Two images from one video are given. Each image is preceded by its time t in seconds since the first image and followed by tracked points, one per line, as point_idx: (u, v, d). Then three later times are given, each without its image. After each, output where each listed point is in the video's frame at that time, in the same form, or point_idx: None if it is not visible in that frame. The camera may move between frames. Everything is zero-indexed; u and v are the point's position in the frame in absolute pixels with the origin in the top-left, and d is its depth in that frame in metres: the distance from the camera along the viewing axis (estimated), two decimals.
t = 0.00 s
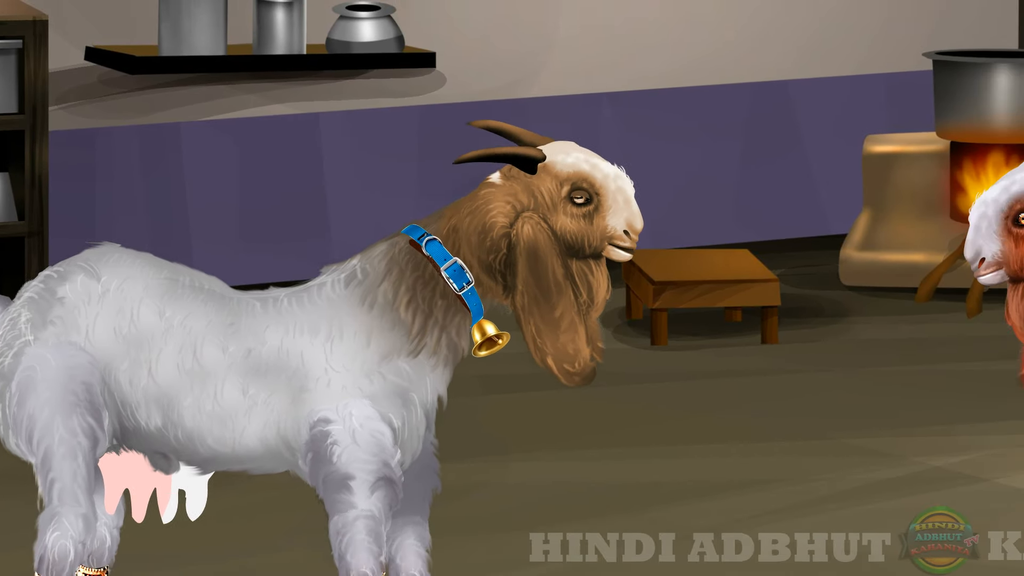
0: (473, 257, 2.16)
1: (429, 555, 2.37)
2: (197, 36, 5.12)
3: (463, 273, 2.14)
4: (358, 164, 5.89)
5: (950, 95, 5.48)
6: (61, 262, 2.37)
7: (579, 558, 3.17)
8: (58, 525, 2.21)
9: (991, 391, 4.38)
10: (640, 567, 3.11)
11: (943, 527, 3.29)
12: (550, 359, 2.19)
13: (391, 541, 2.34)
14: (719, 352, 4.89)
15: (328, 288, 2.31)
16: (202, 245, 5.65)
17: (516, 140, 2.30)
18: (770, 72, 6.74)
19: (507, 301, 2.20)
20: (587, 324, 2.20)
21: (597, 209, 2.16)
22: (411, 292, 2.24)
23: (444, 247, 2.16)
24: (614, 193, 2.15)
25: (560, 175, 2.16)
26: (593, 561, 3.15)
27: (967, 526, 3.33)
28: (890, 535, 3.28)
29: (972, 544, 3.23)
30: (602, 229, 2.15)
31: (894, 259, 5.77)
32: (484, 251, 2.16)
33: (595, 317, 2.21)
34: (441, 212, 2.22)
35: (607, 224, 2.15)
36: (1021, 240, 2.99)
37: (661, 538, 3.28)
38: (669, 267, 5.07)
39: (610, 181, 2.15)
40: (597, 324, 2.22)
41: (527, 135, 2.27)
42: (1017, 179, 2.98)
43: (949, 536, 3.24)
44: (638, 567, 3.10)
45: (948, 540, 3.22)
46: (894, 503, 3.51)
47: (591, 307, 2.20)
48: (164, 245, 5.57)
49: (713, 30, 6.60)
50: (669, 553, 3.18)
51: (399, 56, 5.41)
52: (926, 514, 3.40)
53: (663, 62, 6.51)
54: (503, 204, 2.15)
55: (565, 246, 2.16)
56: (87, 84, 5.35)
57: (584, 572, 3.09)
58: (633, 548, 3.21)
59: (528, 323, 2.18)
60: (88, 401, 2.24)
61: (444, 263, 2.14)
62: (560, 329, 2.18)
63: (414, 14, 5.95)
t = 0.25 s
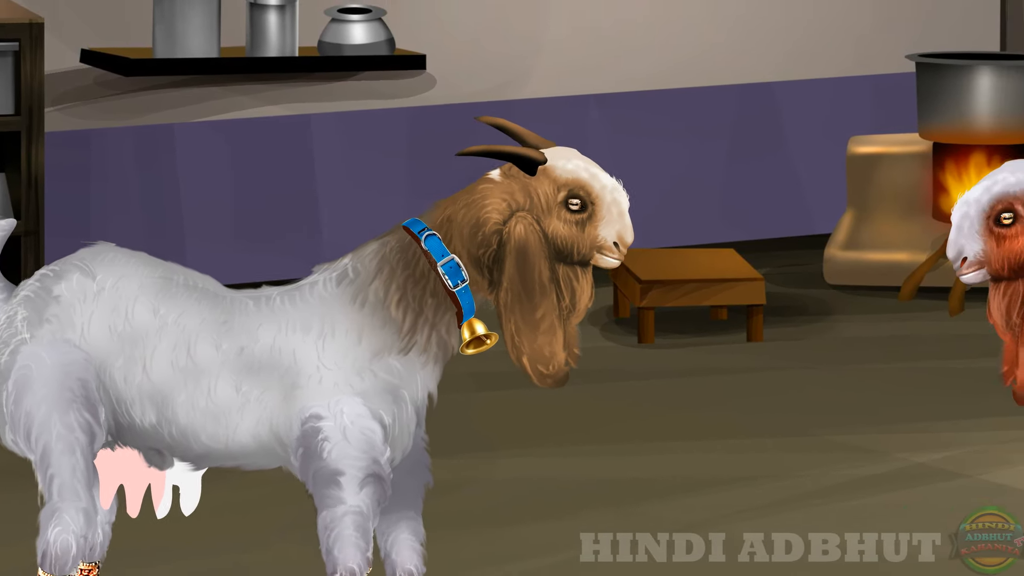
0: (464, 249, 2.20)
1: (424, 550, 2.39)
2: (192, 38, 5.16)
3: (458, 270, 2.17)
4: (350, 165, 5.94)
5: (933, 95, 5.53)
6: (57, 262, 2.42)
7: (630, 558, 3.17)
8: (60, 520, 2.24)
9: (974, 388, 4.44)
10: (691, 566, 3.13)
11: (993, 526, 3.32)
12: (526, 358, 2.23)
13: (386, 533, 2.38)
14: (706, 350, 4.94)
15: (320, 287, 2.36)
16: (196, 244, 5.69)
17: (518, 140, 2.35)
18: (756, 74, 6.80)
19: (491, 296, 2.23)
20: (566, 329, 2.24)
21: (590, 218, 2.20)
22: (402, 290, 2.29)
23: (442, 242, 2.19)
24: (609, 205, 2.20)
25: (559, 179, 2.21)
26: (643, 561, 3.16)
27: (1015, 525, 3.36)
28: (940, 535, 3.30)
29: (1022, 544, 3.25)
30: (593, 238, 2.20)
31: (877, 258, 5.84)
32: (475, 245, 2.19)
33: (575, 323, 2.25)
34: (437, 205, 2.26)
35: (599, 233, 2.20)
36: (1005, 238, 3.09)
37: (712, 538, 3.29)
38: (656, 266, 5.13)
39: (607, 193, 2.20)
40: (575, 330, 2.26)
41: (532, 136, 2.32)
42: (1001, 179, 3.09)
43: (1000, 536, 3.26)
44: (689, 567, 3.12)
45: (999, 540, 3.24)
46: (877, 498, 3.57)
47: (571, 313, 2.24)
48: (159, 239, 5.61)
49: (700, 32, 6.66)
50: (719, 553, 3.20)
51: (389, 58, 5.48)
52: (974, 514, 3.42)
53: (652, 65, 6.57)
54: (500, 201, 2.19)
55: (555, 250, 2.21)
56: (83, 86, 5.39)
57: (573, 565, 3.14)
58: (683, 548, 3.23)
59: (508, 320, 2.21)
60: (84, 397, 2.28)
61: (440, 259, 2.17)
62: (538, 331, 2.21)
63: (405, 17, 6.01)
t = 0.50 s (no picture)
0: (453, 248, 2.24)
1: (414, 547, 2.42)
2: (185, 41, 5.21)
3: (448, 269, 2.22)
4: (342, 166, 5.99)
5: (915, 96, 5.60)
6: (52, 260, 2.46)
7: (680, 558, 3.19)
8: (55, 515, 2.28)
9: (956, 384, 4.51)
10: (743, 567, 3.15)
11: None
12: (515, 356, 2.28)
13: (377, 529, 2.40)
14: (692, 348, 5.00)
15: (312, 285, 2.40)
16: (190, 243, 5.74)
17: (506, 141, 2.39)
18: (742, 75, 6.86)
19: (480, 294, 2.28)
20: (554, 326, 2.30)
21: (578, 218, 2.26)
22: (392, 289, 2.34)
23: (432, 242, 2.23)
24: (596, 205, 2.25)
25: (547, 180, 2.26)
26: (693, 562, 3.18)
27: None
28: (990, 535, 3.33)
29: None
30: (580, 238, 2.26)
31: (861, 257, 5.89)
32: (464, 244, 2.23)
33: (563, 321, 2.31)
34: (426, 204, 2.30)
35: (587, 233, 2.25)
36: (995, 227, 2.78)
37: (761, 538, 3.32)
38: (643, 265, 5.18)
39: (594, 193, 2.25)
40: (563, 328, 2.32)
41: (521, 137, 2.36)
42: (1000, 168, 2.80)
43: None
44: (742, 567, 3.14)
45: None
46: (860, 493, 3.63)
47: (560, 311, 2.30)
48: (152, 236, 5.66)
49: (686, 34, 6.71)
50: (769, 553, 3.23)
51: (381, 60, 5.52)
52: None
53: (639, 67, 6.63)
54: (489, 201, 2.24)
55: (543, 249, 2.26)
56: (77, 87, 5.42)
57: (563, 560, 3.20)
58: (733, 549, 3.25)
59: (497, 318, 2.27)
60: (79, 395, 2.32)
61: (430, 258, 2.21)
62: (526, 329, 2.27)
63: (396, 19, 6.05)
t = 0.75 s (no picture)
0: (442, 254, 2.30)
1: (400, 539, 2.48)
2: (179, 44, 5.25)
3: (432, 269, 2.28)
4: (334, 168, 6.04)
5: (897, 96, 5.66)
6: (48, 258, 2.49)
7: (730, 558, 3.22)
8: (46, 510, 2.36)
9: (938, 382, 4.57)
10: (794, 566, 3.17)
11: None
12: (516, 351, 2.33)
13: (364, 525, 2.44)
14: (678, 346, 5.06)
15: (304, 284, 2.45)
16: (182, 241, 5.79)
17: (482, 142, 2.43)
18: (728, 77, 6.92)
19: (475, 296, 2.34)
20: (550, 318, 2.35)
21: (561, 209, 2.30)
22: (383, 288, 2.40)
23: (413, 245, 2.29)
24: (577, 193, 2.29)
25: (525, 176, 2.30)
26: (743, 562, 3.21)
27: None
28: None
29: None
30: (565, 228, 2.30)
31: (845, 256, 5.95)
32: (452, 249, 2.29)
33: (559, 312, 2.36)
34: (410, 211, 2.36)
35: (571, 223, 2.30)
36: (983, 221, 2.99)
37: (812, 538, 3.34)
38: (630, 264, 5.24)
39: (573, 182, 2.30)
40: (559, 318, 2.37)
41: (494, 138, 2.40)
42: (994, 165, 2.99)
43: None
44: (792, 567, 3.17)
45: None
46: (843, 489, 3.69)
47: (554, 303, 2.35)
48: (147, 236, 5.71)
49: (672, 37, 6.77)
50: (819, 553, 3.25)
51: (371, 62, 5.58)
52: None
53: (627, 69, 6.69)
54: (471, 203, 2.29)
55: (529, 244, 2.31)
56: (73, 89, 5.49)
57: (551, 554, 3.26)
58: (783, 548, 3.28)
59: (494, 316, 2.32)
60: (74, 392, 2.37)
61: (414, 260, 2.27)
62: (524, 323, 2.32)
63: (386, 21, 6.11)
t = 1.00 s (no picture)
0: (432, 263, 2.36)
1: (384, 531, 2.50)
2: (173, 46, 5.30)
3: (416, 268, 2.33)
4: (326, 168, 6.10)
5: (880, 99, 5.72)
6: (44, 257, 2.54)
7: (781, 558, 3.24)
8: (33, 506, 2.42)
9: (920, 379, 4.64)
10: (845, 566, 3.19)
11: None
12: (522, 344, 2.37)
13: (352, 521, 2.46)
14: (665, 343, 5.12)
15: (295, 283, 2.51)
16: (176, 241, 5.83)
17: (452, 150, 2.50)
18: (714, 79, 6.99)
19: (472, 298, 2.39)
20: (550, 305, 2.39)
21: (539, 197, 2.35)
22: (373, 287, 2.45)
23: (394, 247, 2.35)
24: (551, 178, 2.35)
25: (498, 172, 2.36)
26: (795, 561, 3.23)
27: None
28: None
29: None
30: (547, 215, 2.34)
31: (829, 255, 6.04)
32: (441, 256, 2.35)
33: (556, 297, 2.40)
34: (394, 221, 2.41)
35: (551, 208, 2.34)
36: (964, 220, 3.02)
37: (862, 538, 3.37)
38: (617, 263, 5.30)
39: (545, 169, 2.35)
40: (559, 304, 2.41)
41: (463, 142, 2.47)
42: (974, 165, 3.02)
43: None
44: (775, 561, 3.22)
45: None
46: (826, 485, 3.75)
47: (550, 289, 2.39)
48: (141, 236, 5.75)
49: (659, 39, 6.84)
50: (868, 553, 3.28)
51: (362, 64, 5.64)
52: None
53: (615, 71, 6.75)
54: (451, 209, 2.35)
55: (514, 236, 2.36)
56: (69, 91, 5.52)
57: (539, 549, 3.31)
58: (833, 549, 3.30)
59: (495, 314, 2.37)
60: (68, 390, 2.42)
61: (396, 262, 2.33)
62: (525, 315, 2.36)
63: (376, 24, 6.15)
